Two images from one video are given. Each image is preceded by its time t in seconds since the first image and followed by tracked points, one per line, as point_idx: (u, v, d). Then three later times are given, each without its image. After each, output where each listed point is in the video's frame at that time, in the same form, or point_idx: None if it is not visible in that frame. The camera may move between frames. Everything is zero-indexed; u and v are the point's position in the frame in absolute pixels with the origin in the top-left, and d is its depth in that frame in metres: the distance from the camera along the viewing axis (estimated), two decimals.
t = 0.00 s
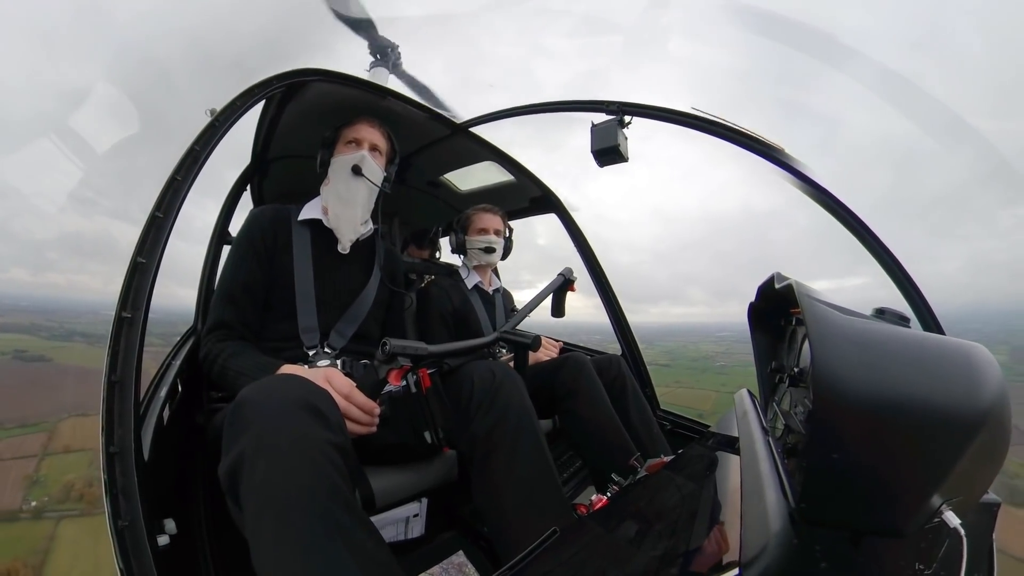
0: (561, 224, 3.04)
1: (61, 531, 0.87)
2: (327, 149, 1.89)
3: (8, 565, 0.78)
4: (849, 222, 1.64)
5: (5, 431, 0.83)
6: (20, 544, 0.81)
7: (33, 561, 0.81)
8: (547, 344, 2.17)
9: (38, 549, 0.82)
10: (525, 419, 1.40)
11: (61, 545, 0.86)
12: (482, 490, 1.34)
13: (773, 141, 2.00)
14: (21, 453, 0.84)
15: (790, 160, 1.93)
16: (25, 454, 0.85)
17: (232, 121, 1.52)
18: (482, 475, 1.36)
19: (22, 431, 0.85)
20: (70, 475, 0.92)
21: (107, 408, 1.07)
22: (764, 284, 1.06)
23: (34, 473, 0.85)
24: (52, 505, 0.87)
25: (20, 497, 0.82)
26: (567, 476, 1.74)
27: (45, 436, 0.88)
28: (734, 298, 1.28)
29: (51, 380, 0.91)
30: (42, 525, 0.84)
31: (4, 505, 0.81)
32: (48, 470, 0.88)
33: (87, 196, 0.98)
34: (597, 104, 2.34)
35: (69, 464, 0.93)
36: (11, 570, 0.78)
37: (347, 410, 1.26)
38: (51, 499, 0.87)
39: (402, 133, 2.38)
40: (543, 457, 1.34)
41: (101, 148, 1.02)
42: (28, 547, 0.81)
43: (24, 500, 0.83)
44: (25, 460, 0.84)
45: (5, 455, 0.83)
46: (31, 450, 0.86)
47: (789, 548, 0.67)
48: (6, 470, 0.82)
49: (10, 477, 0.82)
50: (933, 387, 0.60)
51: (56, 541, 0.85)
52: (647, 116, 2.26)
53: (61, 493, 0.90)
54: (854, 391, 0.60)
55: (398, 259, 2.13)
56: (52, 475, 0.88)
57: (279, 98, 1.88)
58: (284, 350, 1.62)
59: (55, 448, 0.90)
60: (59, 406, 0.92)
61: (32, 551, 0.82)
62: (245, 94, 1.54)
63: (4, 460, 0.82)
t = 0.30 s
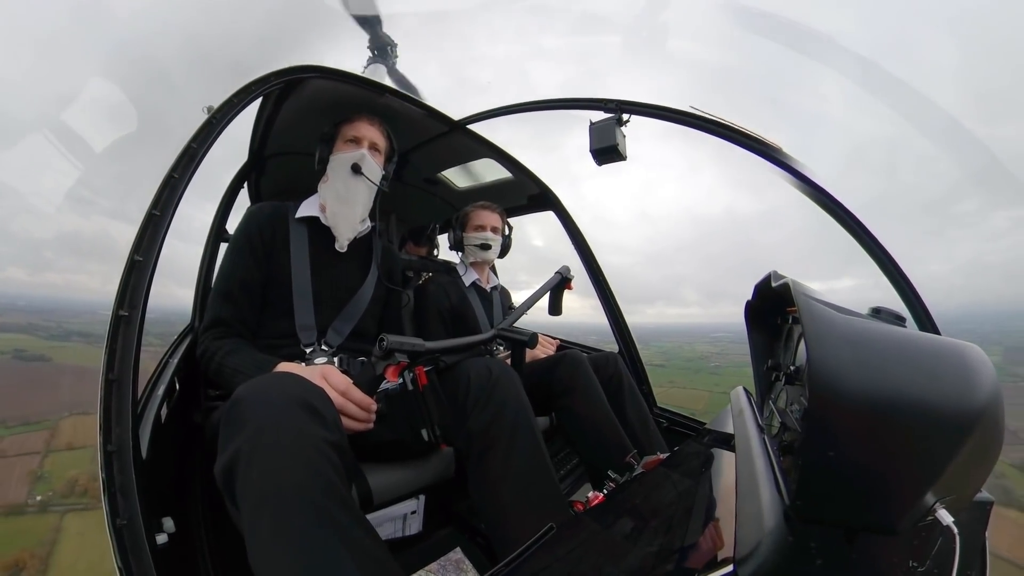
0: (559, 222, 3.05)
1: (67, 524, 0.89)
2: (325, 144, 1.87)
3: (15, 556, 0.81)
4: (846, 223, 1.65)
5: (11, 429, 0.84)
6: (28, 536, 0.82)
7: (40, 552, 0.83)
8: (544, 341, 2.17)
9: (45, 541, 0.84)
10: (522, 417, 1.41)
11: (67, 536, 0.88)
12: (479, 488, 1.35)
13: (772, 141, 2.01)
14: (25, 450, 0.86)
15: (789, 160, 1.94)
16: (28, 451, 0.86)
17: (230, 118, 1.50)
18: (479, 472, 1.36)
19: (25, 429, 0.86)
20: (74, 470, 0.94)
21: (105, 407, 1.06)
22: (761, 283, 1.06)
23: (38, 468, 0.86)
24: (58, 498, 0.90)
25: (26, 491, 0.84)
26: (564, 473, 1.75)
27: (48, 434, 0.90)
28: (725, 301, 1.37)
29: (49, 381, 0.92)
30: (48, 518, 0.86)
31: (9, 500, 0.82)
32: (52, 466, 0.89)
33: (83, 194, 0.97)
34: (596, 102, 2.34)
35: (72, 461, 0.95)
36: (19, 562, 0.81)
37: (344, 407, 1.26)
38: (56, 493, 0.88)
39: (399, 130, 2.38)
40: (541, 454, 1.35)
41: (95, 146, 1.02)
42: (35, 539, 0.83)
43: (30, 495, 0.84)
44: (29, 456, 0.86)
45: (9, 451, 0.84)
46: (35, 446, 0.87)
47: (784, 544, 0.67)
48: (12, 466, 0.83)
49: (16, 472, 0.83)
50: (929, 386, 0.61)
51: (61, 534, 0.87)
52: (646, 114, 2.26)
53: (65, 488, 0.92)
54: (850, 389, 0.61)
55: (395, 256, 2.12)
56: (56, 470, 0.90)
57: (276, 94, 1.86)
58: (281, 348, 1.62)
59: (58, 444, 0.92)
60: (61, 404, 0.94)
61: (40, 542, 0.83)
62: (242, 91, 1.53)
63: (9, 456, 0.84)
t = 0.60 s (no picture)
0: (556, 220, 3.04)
1: (71, 517, 0.95)
2: (324, 135, 1.81)
3: (22, 546, 0.85)
4: (844, 223, 1.66)
5: (14, 427, 0.89)
6: (34, 527, 0.87)
7: (46, 543, 0.88)
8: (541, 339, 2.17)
9: (51, 532, 0.90)
10: (518, 414, 1.41)
11: (69, 528, 0.94)
12: (475, 485, 1.35)
13: (770, 140, 2.01)
14: (27, 447, 0.91)
15: (787, 160, 1.95)
16: (32, 448, 0.92)
17: (227, 114, 1.49)
18: (475, 469, 1.36)
19: (28, 427, 0.91)
20: (77, 466, 0.98)
21: (102, 406, 1.06)
22: (758, 282, 1.06)
23: (41, 464, 0.92)
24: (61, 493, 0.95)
25: (30, 485, 0.89)
26: (561, 470, 1.76)
27: (50, 431, 0.95)
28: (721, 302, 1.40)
29: (49, 381, 0.96)
30: (53, 511, 0.92)
31: (14, 494, 0.87)
32: (54, 462, 0.94)
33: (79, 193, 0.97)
34: (594, 101, 2.34)
35: (75, 457, 0.99)
36: (26, 551, 0.85)
37: (341, 403, 1.26)
38: (60, 487, 0.94)
39: (397, 126, 2.37)
40: (537, 451, 1.35)
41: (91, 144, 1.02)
42: (41, 531, 0.88)
43: (34, 489, 0.89)
44: (33, 453, 0.91)
45: (12, 448, 0.89)
46: (37, 443, 0.92)
47: (779, 542, 0.67)
48: (16, 462, 0.89)
49: (21, 467, 0.89)
50: (923, 386, 0.61)
51: (64, 527, 0.93)
52: (645, 113, 2.26)
53: (70, 482, 0.96)
54: (846, 388, 0.61)
55: (393, 253, 2.12)
56: (59, 466, 0.95)
57: (274, 90, 1.85)
58: (279, 345, 1.62)
59: (59, 441, 0.96)
60: (65, 404, 0.99)
61: (46, 534, 0.89)
62: (239, 87, 1.52)
63: (14, 453, 0.89)
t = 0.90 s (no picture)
0: (553, 218, 3.05)
1: (75, 511, 0.96)
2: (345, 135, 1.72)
3: (29, 538, 0.85)
4: (839, 221, 1.68)
5: (17, 424, 0.88)
6: (41, 521, 0.88)
7: (53, 535, 0.89)
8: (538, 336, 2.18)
9: (57, 525, 0.91)
10: (515, 412, 1.41)
11: (75, 523, 0.94)
12: (473, 483, 1.35)
13: (766, 139, 2.02)
14: (32, 444, 0.90)
15: (783, 158, 1.96)
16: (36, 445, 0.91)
17: (223, 112, 1.48)
18: (472, 467, 1.37)
19: (31, 425, 0.90)
20: (80, 461, 0.99)
21: (98, 406, 1.05)
22: (753, 279, 1.05)
23: (45, 460, 0.92)
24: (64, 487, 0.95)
25: (35, 481, 0.89)
26: (559, 467, 1.77)
27: (52, 429, 0.94)
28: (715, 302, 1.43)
29: (47, 380, 0.95)
30: (57, 506, 0.92)
31: (20, 489, 0.87)
32: (58, 458, 0.95)
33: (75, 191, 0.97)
34: (591, 98, 2.35)
35: (77, 454, 0.98)
36: (34, 543, 0.85)
37: (338, 402, 1.26)
38: (63, 483, 0.94)
39: (393, 124, 2.36)
40: (535, 449, 1.35)
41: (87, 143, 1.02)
42: (47, 524, 0.89)
43: (39, 485, 0.89)
44: (37, 450, 0.91)
45: (16, 446, 0.89)
46: (41, 441, 0.92)
47: (776, 538, 0.68)
48: (20, 459, 0.88)
49: (25, 464, 0.89)
50: (919, 384, 0.62)
51: (69, 522, 0.93)
52: (641, 111, 2.27)
53: (72, 478, 0.97)
54: (842, 385, 0.61)
55: (389, 251, 2.12)
56: (62, 462, 0.95)
57: (269, 88, 1.84)
58: (276, 344, 1.61)
59: (62, 438, 0.96)
60: (66, 402, 0.98)
61: (51, 527, 0.89)
62: (235, 85, 1.50)
63: (18, 451, 0.89)
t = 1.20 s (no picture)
0: (551, 216, 3.05)
1: (79, 506, 0.97)
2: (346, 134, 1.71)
3: (36, 532, 0.88)
4: (839, 221, 1.68)
5: (18, 423, 0.90)
6: (47, 514, 0.91)
7: (58, 527, 0.92)
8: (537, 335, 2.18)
9: (62, 519, 0.93)
10: (514, 411, 1.41)
11: (81, 518, 0.97)
12: (472, 481, 1.35)
13: (765, 137, 2.02)
14: (34, 442, 0.92)
15: (782, 156, 1.96)
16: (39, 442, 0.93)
17: (221, 111, 1.48)
18: (472, 466, 1.37)
19: (33, 423, 0.92)
20: (82, 458, 1.00)
21: (97, 407, 1.05)
22: (752, 278, 1.05)
23: (47, 457, 0.94)
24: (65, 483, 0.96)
25: (38, 477, 0.91)
26: (558, 465, 1.77)
27: (54, 427, 0.96)
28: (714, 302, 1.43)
29: (46, 379, 0.96)
30: (61, 501, 0.94)
31: (24, 485, 0.89)
32: (60, 456, 0.97)
33: (69, 191, 0.97)
34: (589, 97, 2.35)
35: (78, 451, 1.00)
36: (40, 536, 0.88)
37: (338, 401, 1.25)
38: (66, 479, 0.96)
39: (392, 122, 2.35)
40: (534, 448, 1.35)
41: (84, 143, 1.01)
42: (52, 517, 0.91)
43: (42, 480, 0.91)
44: (39, 447, 0.92)
45: (19, 443, 0.90)
46: (42, 439, 0.93)
47: (774, 536, 0.68)
48: (24, 456, 0.90)
49: (27, 461, 0.90)
50: (919, 382, 0.62)
51: (74, 514, 0.96)
52: (639, 109, 2.27)
53: (76, 474, 0.98)
54: (840, 384, 0.61)
55: (388, 249, 2.12)
56: (65, 458, 0.97)
57: (267, 87, 1.84)
58: (275, 343, 1.61)
59: (64, 436, 0.98)
60: (67, 400, 1.00)
61: (56, 519, 0.92)
62: (233, 84, 1.50)
63: (20, 448, 0.90)
